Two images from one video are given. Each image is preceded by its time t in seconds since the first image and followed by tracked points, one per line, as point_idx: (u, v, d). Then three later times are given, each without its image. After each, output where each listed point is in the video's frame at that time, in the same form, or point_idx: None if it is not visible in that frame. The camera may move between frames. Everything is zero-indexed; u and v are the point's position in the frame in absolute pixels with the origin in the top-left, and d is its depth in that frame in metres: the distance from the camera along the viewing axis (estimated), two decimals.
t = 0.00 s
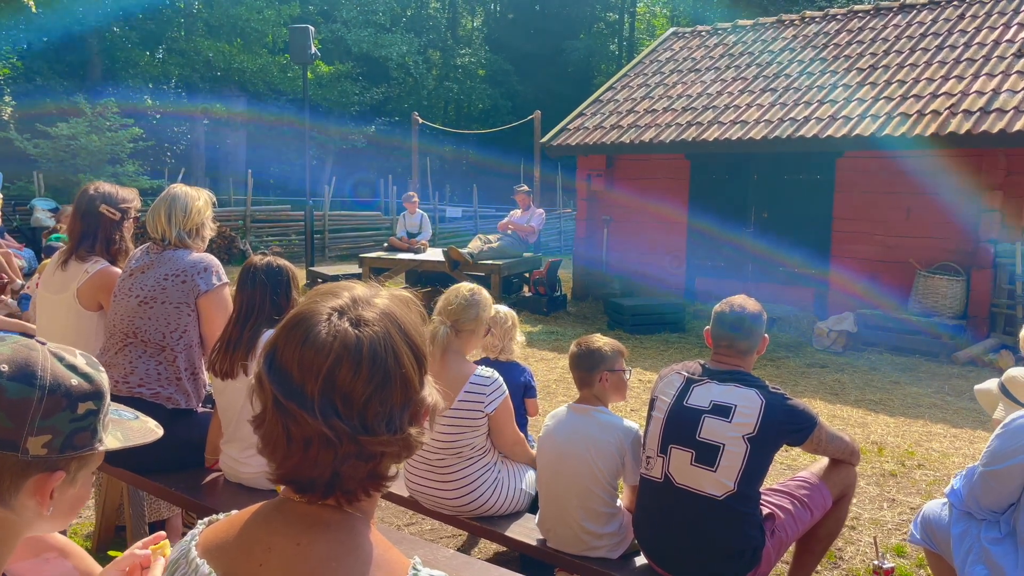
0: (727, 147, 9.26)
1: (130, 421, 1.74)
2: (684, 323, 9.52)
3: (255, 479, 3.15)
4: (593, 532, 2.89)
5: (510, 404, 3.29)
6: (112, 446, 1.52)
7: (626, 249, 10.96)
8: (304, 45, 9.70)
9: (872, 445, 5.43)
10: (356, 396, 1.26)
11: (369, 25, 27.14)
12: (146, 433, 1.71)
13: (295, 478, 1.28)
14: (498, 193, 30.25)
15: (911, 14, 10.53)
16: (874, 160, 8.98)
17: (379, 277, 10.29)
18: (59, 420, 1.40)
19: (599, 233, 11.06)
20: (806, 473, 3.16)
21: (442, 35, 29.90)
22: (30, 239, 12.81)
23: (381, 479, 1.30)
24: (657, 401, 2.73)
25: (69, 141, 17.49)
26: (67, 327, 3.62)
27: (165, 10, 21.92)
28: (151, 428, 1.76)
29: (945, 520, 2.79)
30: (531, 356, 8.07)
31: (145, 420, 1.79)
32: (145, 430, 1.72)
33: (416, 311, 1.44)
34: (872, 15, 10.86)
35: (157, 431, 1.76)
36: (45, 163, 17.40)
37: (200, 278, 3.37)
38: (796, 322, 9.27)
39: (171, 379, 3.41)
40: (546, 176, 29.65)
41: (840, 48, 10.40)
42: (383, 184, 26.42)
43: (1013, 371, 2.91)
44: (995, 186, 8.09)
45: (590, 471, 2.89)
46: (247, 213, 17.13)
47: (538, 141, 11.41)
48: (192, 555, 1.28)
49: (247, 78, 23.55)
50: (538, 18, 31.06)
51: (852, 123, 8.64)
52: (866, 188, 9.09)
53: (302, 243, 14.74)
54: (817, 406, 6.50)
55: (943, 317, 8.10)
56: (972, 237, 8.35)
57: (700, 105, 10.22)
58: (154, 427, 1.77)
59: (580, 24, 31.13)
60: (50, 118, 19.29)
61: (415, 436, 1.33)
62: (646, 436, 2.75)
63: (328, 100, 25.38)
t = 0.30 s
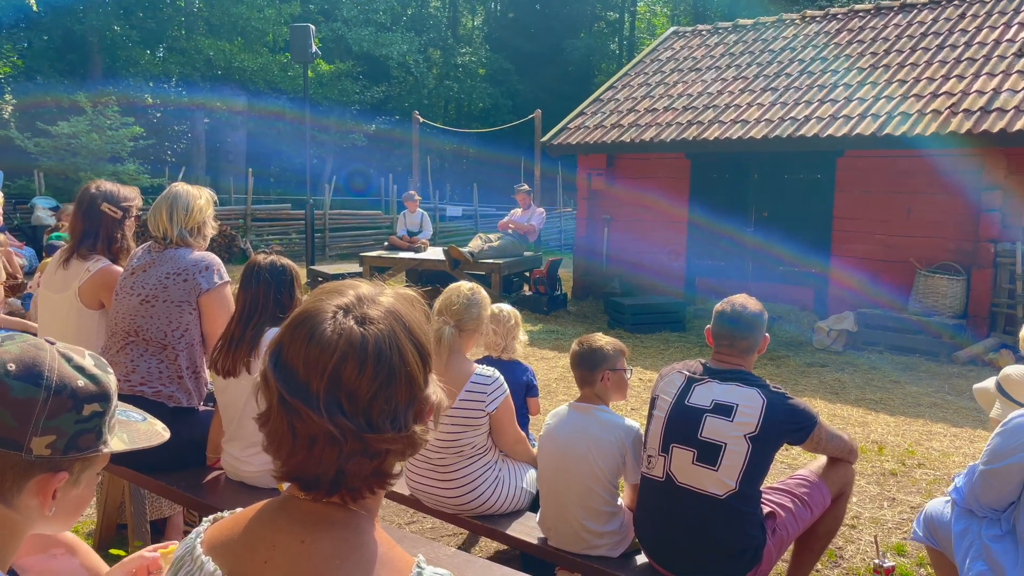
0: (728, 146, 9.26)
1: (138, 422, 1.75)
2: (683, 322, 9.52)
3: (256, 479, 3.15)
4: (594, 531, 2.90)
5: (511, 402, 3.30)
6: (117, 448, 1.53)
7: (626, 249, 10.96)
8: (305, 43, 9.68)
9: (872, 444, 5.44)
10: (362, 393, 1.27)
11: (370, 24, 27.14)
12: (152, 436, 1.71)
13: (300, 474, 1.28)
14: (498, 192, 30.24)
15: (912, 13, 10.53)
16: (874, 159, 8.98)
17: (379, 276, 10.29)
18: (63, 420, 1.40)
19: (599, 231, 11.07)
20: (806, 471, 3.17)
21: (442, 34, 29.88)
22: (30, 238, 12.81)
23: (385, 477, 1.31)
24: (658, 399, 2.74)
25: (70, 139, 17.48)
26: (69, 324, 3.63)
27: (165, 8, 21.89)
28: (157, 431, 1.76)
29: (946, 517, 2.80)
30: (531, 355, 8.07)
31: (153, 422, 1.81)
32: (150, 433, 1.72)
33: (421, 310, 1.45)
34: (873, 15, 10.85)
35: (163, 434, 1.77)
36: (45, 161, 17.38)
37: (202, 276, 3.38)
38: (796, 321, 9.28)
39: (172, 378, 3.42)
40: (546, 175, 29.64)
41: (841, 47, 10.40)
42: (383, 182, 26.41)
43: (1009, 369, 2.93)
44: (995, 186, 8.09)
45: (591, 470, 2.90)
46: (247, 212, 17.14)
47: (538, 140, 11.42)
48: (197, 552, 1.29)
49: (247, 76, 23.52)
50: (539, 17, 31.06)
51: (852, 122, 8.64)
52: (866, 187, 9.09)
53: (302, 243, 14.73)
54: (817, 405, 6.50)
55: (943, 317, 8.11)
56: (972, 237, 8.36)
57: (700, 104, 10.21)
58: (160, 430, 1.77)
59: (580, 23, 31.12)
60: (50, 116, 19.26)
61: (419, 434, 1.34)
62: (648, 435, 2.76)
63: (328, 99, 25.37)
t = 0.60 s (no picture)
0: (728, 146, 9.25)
1: (135, 422, 1.74)
2: (683, 322, 9.52)
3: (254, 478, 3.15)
4: (592, 530, 2.89)
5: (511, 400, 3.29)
6: (113, 449, 1.52)
7: (627, 249, 10.94)
8: (305, 41, 9.69)
9: (871, 444, 5.44)
10: (356, 392, 1.26)
11: (370, 22, 27.16)
12: (148, 437, 1.70)
13: (294, 474, 1.28)
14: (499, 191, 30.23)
15: (912, 13, 10.52)
16: (875, 159, 8.98)
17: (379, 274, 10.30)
18: (59, 421, 1.40)
19: (600, 230, 11.07)
20: (804, 471, 3.16)
21: (443, 32, 29.87)
22: (31, 235, 12.85)
23: (380, 476, 1.31)
24: (657, 398, 2.73)
25: (70, 137, 17.51)
26: (67, 321, 3.63)
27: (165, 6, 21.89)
28: (154, 432, 1.76)
29: (945, 517, 2.80)
30: (531, 354, 8.09)
31: (149, 422, 1.80)
32: (147, 433, 1.71)
33: (416, 309, 1.44)
34: (874, 14, 10.84)
35: (160, 434, 1.76)
36: (46, 159, 17.41)
37: (200, 275, 3.37)
38: (796, 322, 9.27)
39: (171, 377, 3.41)
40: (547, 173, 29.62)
41: (841, 47, 10.39)
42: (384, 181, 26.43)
43: (1005, 369, 2.93)
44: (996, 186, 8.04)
45: (590, 470, 2.89)
46: (247, 210, 17.15)
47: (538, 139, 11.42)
48: (191, 551, 1.28)
49: (247, 74, 23.53)
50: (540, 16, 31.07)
51: (853, 121, 8.64)
52: (866, 187, 9.08)
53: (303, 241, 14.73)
54: (816, 404, 6.50)
55: (943, 317, 8.10)
56: (973, 237, 8.34)
57: (701, 103, 10.20)
58: (158, 430, 1.77)
59: (581, 22, 31.09)
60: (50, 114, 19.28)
61: (414, 434, 1.34)
62: (647, 434, 2.75)
63: (329, 97, 25.37)
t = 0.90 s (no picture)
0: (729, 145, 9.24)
1: (129, 405, 1.74)
2: (684, 321, 9.52)
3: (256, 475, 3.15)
4: (593, 529, 2.89)
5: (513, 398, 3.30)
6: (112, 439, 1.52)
7: (628, 248, 10.94)
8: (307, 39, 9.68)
9: (872, 443, 5.44)
10: (362, 390, 1.26)
11: (372, 20, 27.17)
12: (146, 419, 1.71)
13: (299, 473, 1.27)
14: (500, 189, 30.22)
15: (915, 12, 10.52)
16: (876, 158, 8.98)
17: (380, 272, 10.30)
18: (59, 420, 1.39)
19: (601, 227, 11.08)
20: (805, 469, 3.16)
21: (444, 30, 29.85)
22: (32, 232, 12.84)
23: (385, 475, 1.30)
24: (659, 397, 2.72)
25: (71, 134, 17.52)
26: (69, 318, 3.63)
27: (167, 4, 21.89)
28: (150, 413, 1.75)
29: (947, 517, 2.79)
30: (531, 353, 8.09)
31: (144, 403, 1.79)
32: (144, 416, 1.71)
33: (422, 307, 1.44)
34: (876, 13, 10.84)
35: (156, 415, 1.76)
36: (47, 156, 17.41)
37: (202, 272, 3.36)
38: (795, 322, 9.26)
39: (173, 373, 3.41)
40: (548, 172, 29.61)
41: (843, 46, 10.38)
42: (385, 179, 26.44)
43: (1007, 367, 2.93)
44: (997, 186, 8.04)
45: (593, 469, 2.89)
46: (248, 208, 17.15)
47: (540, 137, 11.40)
48: (195, 549, 1.28)
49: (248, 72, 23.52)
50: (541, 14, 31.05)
51: (855, 121, 8.63)
52: (868, 186, 9.09)
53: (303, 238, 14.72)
54: (817, 403, 6.51)
55: (946, 316, 8.10)
56: (975, 236, 8.35)
57: (703, 102, 10.19)
58: (154, 410, 1.77)
59: (583, 20, 31.07)
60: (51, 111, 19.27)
61: (419, 433, 1.34)
62: (648, 432, 2.75)
63: (330, 94, 25.36)
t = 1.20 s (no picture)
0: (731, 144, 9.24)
1: (129, 401, 1.74)
2: (685, 320, 9.52)
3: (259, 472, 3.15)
4: (596, 528, 2.89)
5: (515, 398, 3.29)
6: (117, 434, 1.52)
7: (629, 247, 10.92)
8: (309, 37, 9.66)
9: (875, 442, 5.43)
10: (371, 387, 1.26)
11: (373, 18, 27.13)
12: (148, 415, 1.71)
13: (309, 470, 1.27)
14: (501, 188, 30.19)
15: (917, 11, 10.51)
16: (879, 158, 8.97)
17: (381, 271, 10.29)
18: (67, 414, 1.39)
19: (603, 225, 11.08)
20: (808, 469, 3.16)
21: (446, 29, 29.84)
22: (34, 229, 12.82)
23: (394, 472, 1.30)
24: (664, 395, 2.72)
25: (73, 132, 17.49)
26: (73, 315, 3.63)
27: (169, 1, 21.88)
28: (151, 409, 1.76)
29: (950, 517, 2.79)
30: (532, 351, 8.09)
31: (143, 399, 1.80)
32: (145, 412, 1.72)
33: (430, 305, 1.44)
34: (879, 12, 10.83)
35: (157, 411, 1.76)
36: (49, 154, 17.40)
37: (206, 269, 3.36)
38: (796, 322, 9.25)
39: (176, 371, 3.40)
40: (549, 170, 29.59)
41: (845, 45, 10.37)
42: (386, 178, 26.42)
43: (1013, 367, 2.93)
44: (1000, 185, 8.01)
45: (596, 467, 2.89)
46: (249, 206, 17.14)
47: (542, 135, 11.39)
48: (204, 546, 1.27)
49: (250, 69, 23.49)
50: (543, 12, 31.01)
51: (858, 119, 8.62)
52: (870, 186, 9.08)
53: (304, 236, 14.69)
54: (819, 403, 6.50)
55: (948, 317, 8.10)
56: (977, 236, 8.33)
57: (705, 100, 10.19)
58: (155, 406, 1.77)
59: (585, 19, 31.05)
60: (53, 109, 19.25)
61: (428, 430, 1.34)
62: (652, 431, 2.75)
63: (332, 92, 25.33)
